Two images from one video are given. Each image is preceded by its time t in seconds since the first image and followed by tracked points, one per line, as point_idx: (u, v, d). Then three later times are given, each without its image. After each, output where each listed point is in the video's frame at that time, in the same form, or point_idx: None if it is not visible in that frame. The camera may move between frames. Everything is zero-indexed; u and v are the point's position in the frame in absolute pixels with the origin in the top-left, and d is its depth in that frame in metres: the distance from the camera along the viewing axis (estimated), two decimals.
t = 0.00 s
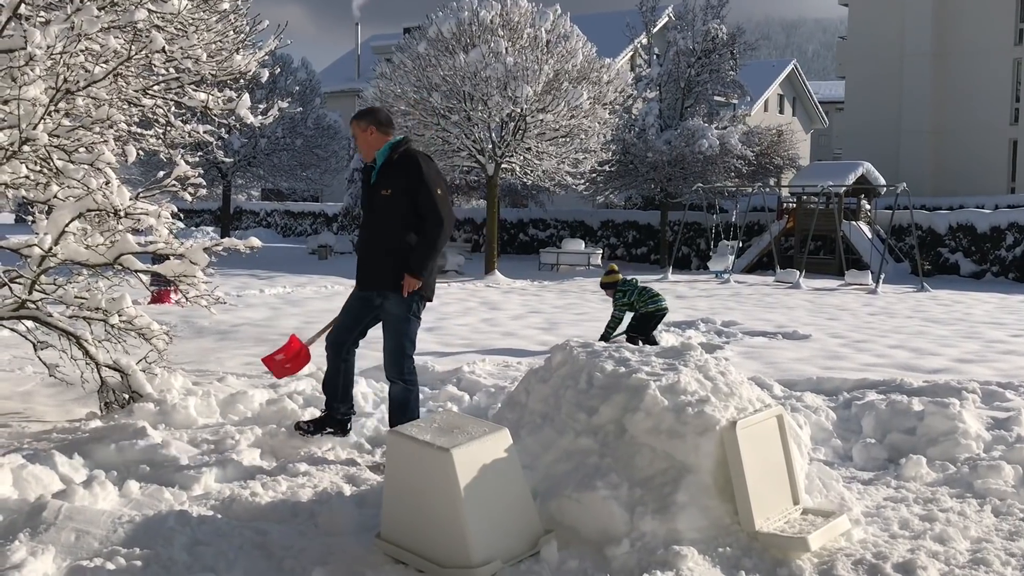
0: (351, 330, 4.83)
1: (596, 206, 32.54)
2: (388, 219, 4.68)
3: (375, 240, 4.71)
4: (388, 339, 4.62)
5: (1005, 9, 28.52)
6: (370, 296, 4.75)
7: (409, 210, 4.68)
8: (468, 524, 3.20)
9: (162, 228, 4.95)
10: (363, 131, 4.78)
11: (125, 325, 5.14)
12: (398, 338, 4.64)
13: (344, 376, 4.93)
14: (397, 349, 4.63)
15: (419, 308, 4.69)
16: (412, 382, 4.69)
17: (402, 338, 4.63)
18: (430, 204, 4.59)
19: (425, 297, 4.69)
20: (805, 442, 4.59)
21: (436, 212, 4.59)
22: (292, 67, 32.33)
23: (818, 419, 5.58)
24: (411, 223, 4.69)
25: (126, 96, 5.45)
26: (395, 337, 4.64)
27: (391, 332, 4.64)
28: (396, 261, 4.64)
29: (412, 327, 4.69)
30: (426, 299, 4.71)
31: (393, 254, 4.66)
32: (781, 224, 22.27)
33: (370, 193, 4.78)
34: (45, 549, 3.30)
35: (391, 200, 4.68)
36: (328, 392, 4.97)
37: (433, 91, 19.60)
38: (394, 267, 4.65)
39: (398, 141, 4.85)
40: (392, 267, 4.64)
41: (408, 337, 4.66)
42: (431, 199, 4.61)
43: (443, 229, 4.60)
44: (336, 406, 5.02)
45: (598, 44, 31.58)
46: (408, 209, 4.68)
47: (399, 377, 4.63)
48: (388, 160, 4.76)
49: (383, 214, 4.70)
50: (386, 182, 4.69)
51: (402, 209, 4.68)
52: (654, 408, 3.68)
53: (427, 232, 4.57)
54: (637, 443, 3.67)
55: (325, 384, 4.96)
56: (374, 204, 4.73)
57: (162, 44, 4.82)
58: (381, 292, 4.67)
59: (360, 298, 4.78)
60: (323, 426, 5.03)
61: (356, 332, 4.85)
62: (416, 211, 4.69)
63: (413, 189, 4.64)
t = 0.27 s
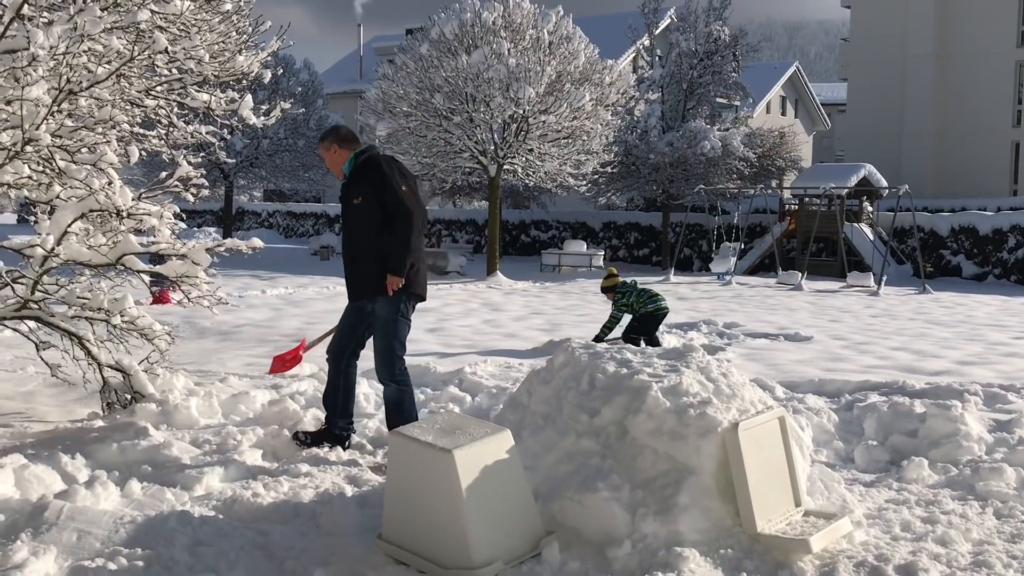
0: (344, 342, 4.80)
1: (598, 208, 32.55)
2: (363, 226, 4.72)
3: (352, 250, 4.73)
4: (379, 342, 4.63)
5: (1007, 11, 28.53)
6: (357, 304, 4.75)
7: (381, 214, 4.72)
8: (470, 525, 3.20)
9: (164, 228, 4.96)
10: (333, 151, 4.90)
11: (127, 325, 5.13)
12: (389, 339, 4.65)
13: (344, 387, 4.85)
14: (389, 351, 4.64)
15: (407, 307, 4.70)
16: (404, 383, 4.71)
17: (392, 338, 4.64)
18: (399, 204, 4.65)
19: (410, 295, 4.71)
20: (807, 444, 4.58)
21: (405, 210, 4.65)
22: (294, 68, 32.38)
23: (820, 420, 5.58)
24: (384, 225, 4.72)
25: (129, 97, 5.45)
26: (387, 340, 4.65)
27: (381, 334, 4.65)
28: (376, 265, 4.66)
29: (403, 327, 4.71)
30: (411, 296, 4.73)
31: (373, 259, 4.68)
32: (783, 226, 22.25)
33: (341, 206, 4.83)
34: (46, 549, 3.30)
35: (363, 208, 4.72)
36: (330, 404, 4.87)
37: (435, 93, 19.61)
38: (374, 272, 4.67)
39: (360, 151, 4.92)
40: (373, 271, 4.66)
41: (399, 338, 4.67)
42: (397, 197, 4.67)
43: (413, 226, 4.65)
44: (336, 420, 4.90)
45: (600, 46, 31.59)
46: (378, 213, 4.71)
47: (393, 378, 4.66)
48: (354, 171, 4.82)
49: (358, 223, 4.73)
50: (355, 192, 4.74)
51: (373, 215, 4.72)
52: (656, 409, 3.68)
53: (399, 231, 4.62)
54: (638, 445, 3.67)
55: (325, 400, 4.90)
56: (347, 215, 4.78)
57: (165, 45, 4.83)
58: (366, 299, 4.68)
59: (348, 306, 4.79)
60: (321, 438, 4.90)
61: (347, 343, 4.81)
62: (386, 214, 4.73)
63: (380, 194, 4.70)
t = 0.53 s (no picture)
0: (338, 352, 4.85)
1: (599, 210, 32.56)
2: (337, 241, 4.74)
3: (334, 266, 4.80)
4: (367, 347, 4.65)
5: (1008, 14, 28.54)
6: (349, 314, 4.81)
7: (350, 224, 4.72)
8: (471, 528, 3.21)
9: (166, 230, 4.97)
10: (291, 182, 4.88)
11: (129, 327, 5.13)
12: (377, 343, 4.66)
13: (343, 395, 4.88)
14: (378, 354, 4.66)
15: (392, 308, 4.70)
16: (397, 384, 4.72)
17: (380, 341, 4.65)
18: (362, 210, 4.64)
19: (393, 295, 4.71)
20: (808, 447, 4.58)
21: (368, 214, 4.64)
22: (296, 71, 32.43)
23: (821, 422, 5.58)
24: (355, 233, 4.73)
25: (131, 100, 5.47)
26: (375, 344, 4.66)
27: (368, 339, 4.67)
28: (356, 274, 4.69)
29: (393, 328, 4.73)
30: (394, 296, 4.73)
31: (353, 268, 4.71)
32: (784, 228, 22.25)
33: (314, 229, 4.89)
34: (48, 551, 3.30)
35: (331, 226, 4.75)
36: (328, 413, 4.88)
37: (436, 95, 19.62)
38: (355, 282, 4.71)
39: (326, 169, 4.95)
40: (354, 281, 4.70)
41: (388, 339, 4.69)
42: (357, 203, 4.67)
43: (379, 228, 4.64)
44: (335, 428, 4.90)
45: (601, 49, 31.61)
46: (347, 224, 4.73)
47: (383, 381, 4.68)
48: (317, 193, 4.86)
49: (332, 240, 4.77)
50: (322, 210, 4.78)
51: (343, 228, 4.74)
52: (657, 411, 3.69)
53: (365, 237, 4.62)
54: (639, 447, 3.67)
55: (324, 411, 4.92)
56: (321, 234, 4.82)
57: (166, 47, 4.84)
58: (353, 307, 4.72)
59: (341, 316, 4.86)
60: (320, 445, 4.89)
61: (342, 353, 4.86)
62: (354, 222, 4.73)
63: (344, 205, 4.71)
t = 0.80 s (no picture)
0: (332, 358, 4.88)
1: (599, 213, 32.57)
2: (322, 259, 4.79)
3: (329, 282, 4.86)
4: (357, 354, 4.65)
5: (1007, 17, 28.62)
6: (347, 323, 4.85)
7: (330, 239, 4.75)
8: (471, 530, 3.20)
9: (166, 233, 4.98)
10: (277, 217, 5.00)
11: (129, 330, 5.13)
12: (368, 350, 4.65)
13: (338, 401, 4.90)
14: (369, 360, 4.65)
15: (382, 313, 4.68)
16: (389, 389, 4.69)
17: (370, 347, 4.64)
18: (336, 222, 4.65)
19: (381, 300, 4.69)
20: (809, 449, 4.58)
21: (342, 224, 4.64)
22: (296, 74, 32.47)
23: (821, 425, 5.58)
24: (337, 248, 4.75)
25: (130, 103, 5.47)
26: (366, 350, 4.65)
27: (359, 345, 4.67)
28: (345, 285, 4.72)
29: (387, 333, 4.71)
30: (384, 300, 4.71)
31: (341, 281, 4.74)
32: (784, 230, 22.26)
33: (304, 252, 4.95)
34: (48, 554, 3.30)
35: (316, 247, 4.80)
36: (325, 418, 4.91)
37: (436, 98, 19.64)
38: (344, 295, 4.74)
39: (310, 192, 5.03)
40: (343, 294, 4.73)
41: (378, 344, 4.66)
42: (331, 217, 4.69)
43: (357, 237, 4.63)
44: (334, 432, 4.92)
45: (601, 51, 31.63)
46: (330, 238, 4.76)
47: (374, 387, 4.66)
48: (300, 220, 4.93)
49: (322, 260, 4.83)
50: (304, 233, 4.84)
51: (328, 243, 4.78)
52: (657, 413, 3.69)
53: (341, 248, 4.63)
54: (639, 450, 3.67)
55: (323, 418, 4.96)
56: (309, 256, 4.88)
57: (166, 50, 4.85)
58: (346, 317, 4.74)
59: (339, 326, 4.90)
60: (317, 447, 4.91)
61: (340, 363, 4.89)
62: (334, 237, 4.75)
63: (322, 222, 4.75)
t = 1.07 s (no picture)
0: (323, 361, 4.87)
1: (598, 215, 32.59)
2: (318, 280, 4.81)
3: (326, 300, 4.88)
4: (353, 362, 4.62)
5: (1005, 18, 28.69)
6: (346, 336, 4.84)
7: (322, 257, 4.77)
8: (470, 533, 3.20)
9: (165, 236, 4.98)
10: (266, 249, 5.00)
11: (128, 334, 5.12)
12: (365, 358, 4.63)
13: (331, 401, 4.89)
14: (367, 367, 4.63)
15: (380, 320, 4.68)
16: (381, 396, 4.63)
17: (364, 352, 4.61)
18: (327, 237, 4.68)
19: (379, 308, 4.69)
20: (808, 451, 4.58)
21: (334, 237, 4.66)
22: (294, 77, 32.50)
23: (821, 427, 5.59)
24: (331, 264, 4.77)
25: (129, 106, 5.47)
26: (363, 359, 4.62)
27: (354, 353, 4.64)
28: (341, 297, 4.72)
29: (384, 340, 4.70)
30: (381, 308, 4.70)
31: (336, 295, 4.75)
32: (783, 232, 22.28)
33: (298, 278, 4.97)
34: (47, 557, 3.30)
35: (311, 267, 4.83)
36: (320, 420, 4.90)
37: (435, 100, 19.66)
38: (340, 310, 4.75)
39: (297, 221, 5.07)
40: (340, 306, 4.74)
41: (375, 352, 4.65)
42: (321, 235, 4.73)
43: (348, 248, 4.64)
44: (330, 434, 4.91)
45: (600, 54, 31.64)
46: (322, 256, 4.78)
47: (364, 394, 4.60)
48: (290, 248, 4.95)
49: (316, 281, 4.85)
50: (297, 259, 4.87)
51: (320, 262, 4.81)
52: (657, 416, 3.69)
53: (333, 261, 4.63)
54: (639, 452, 3.67)
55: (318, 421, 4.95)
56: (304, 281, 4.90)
57: (165, 53, 4.85)
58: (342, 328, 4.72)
59: (335, 334, 4.92)
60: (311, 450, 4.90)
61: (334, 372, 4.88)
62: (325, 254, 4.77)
63: (313, 241, 4.78)
